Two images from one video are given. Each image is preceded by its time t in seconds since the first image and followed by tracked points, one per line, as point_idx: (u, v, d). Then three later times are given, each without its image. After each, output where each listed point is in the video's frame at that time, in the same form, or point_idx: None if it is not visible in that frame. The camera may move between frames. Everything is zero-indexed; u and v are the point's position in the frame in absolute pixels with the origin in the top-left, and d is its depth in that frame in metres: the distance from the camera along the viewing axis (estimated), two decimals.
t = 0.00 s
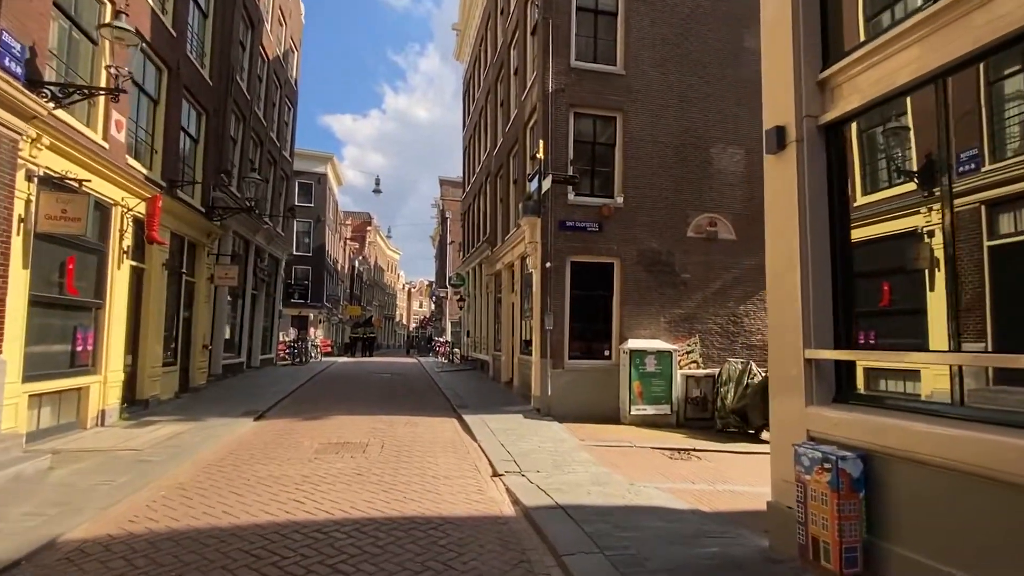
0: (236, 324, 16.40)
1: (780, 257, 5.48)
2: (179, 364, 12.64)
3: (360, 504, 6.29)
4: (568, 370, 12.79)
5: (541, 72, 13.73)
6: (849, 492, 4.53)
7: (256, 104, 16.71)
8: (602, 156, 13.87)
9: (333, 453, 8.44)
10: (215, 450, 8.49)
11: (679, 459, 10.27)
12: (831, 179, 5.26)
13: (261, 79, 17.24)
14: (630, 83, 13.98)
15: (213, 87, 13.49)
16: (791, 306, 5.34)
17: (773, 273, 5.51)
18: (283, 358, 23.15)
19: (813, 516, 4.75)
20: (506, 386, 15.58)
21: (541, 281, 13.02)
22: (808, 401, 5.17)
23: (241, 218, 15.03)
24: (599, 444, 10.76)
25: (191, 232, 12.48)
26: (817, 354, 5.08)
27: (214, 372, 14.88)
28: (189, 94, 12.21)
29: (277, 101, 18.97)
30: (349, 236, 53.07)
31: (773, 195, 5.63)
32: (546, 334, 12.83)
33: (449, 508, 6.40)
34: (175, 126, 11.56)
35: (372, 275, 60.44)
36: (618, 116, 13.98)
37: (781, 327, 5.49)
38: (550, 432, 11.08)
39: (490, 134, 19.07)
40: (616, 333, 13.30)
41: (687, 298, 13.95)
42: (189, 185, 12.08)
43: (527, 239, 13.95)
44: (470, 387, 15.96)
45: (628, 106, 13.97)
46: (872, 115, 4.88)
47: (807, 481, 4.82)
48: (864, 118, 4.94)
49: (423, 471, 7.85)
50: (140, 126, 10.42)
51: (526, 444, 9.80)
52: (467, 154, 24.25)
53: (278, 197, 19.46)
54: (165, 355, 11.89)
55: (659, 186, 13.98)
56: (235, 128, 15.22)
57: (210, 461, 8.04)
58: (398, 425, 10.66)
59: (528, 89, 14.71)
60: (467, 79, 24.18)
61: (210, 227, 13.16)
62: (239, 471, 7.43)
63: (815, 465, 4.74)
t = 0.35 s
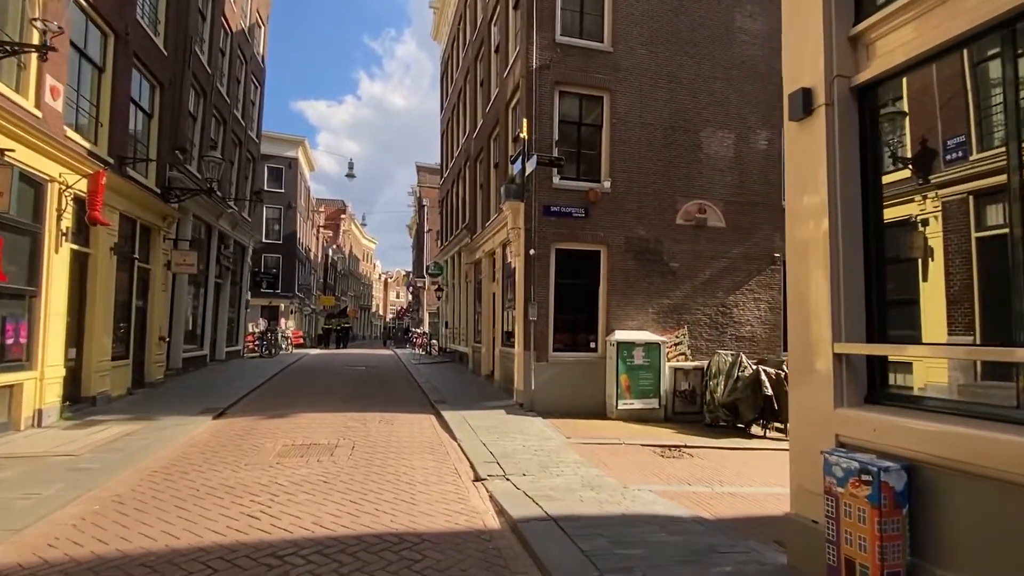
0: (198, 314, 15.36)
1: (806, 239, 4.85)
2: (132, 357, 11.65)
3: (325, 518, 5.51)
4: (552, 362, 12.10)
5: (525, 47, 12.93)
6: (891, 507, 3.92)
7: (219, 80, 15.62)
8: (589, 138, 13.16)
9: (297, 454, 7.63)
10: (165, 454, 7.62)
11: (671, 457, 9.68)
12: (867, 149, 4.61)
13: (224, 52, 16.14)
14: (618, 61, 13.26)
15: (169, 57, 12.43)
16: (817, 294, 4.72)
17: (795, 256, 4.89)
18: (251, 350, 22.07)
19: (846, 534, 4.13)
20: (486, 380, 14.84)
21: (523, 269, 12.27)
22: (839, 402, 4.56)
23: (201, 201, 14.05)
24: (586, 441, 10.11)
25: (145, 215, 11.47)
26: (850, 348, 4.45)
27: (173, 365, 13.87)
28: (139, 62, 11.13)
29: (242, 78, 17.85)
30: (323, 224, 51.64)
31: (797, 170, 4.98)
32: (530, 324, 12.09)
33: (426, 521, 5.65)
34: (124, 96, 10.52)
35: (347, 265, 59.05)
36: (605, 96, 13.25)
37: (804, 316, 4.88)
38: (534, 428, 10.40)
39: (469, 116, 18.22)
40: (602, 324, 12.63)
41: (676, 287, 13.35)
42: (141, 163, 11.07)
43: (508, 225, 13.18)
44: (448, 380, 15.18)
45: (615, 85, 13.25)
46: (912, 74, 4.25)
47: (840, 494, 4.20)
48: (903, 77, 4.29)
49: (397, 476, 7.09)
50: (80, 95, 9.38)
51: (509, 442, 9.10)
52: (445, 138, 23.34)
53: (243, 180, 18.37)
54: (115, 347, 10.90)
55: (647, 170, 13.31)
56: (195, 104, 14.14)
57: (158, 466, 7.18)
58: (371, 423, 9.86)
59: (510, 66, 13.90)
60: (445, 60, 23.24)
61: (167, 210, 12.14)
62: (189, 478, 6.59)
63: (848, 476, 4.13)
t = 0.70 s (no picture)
0: (150, 304, 14.27)
1: (836, 217, 4.26)
2: (72, 349, 10.59)
3: (283, 537, 4.72)
4: (532, 355, 11.42)
5: (504, 19, 12.14)
6: (951, 526, 3.31)
7: (173, 51, 14.49)
8: (571, 119, 12.48)
9: (254, 458, 6.80)
10: (101, 459, 6.72)
11: (661, 455, 9.11)
12: (907, 113, 4.03)
13: (178, 22, 14.99)
14: (602, 37, 12.57)
15: (113, 21, 11.32)
16: (853, 280, 4.12)
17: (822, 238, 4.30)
18: (212, 342, 20.92)
19: (894, 556, 3.53)
20: (461, 373, 14.10)
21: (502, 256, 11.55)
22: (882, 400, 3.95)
23: (152, 181, 13.00)
24: (571, 437, 9.45)
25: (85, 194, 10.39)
26: (895, 338, 3.85)
27: (122, 359, 12.80)
28: (76, 24, 10.04)
29: (199, 51, 16.68)
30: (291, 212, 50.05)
31: (823, 139, 4.39)
32: (509, 315, 11.39)
33: (402, 538, 4.90)
34: (59, 61, 9.45)
35: (316, 255, 57.47)
36: (589, 74, 12.56)
37: (833, 305, 4.30)
38: (515, 424, 9.72)
39: (443, 96, 17.35)
40: (585, 314, 11.99)
41: (662, 276, 12.77)
42: (80, 136, 10.02)
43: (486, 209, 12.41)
44: (422, 374, 14.39)
45: (600, 63, 12.55)
46: (954, 29, 3.76)
47: (885, 508, 3.61)
48: (948, 29, 3.77)
49: (368, 482, 6.32)
50: (5, 55, 8.30)
51: (490, 440, 8.40)
52: (418, 122, 22.41)
53: (202, 161, 17.23)
54: (52, 339, 9.86)
55: (632, 153, 12.69)
56: (144, 75, 13.03)
57: (90, 473, 6.29)
58: (338, 421, 9.05)
59: (488, 41, 13.10)
60: (418, 40, 22.28)
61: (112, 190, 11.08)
62: (125, 489, 5.71)
63: (895, 488, 3.54)
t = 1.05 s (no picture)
0: (94, 296, 13.14)
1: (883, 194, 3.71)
2: None
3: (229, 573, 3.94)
4: (512, 350, 10.76)
5: None
6: None
7: (118, 20, 13.32)
8: (553, 101, 11.81)
9: (205, 469, 5.98)
10: (22, 473, 5.81)
11: (651, 457, 8.56)
12: (963, 76, 3.53)
13: None
14: (585, 16, 11.92)
15: None
16: (903, 269, 3.59)
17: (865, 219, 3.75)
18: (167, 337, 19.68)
19: None
20: (434, 370, 13.34)
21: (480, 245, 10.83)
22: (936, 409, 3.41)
23: (94, 161, 11.88)
24: (555, 438, 8.84)
25: (14, 171, 9.32)
26: (955, 335, 3.31)
27: (61, 356, 11.69)
28: None
29: (149, 23, 15.46)
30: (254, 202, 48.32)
31: (864, 109, 3.86)
32: (487, 308, 10.69)
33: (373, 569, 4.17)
34: None
35: (280, 246, 55.72)
36: (571, 55, 11.91)
37: (878, 298, 3.75)
38: (494, 424, 9.06)
39: (415, 78, 16.49)
40: (566, 308, 11.38)
41: (646, 268, 12.23)
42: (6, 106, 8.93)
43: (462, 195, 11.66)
44: (393, 370, 13.62)
45: (582, 43, 11.90)
46: None
47: (951, 538, 3.07)
48: None
49: (335, 497, 5.57)
50: None
51: (469, 443, 7.73)
52: (387, 107, 21.47)
53: (153, 142, 16.03)
54: None
55: (616, 139, 12.09)
56: (84, 44, 11.89)
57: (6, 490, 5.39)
58: (301, 423, 8.24)
59: (463, 17, 12.32)
60: (388, 20, 21.30)
61: (46, 168, 9.99)
62: (44, 511, 4.84)
63: (966, 514, 3.01)
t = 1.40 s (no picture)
0: (29, 289, 12.02)
1: (920, 189, 3.37)
2: None
3: None
4: (489, 349, 10.12)
5: None
6: None
7: None
8: (532, 85, 11.19)
9: (143, 490, 5.21)
10: None
11: (640, 462, 8.04)
12: None
13: None
14: None
15: None
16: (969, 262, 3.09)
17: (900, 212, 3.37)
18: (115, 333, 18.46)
19: None
20: (404, 369, 12.63)
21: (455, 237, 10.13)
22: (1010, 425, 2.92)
23: (24, 141, 10.77)
24: (537, 442, 8.25)
25: None
26: None
27: None
28: None
29: None
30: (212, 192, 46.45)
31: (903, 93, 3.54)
32: (463, 303, 10.02)
33: None
34: None
35: (240, 238, 53.81)
36: (550, 37, 11.29)
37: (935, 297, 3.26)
38: (472, 428, 8.42)
39: (384, 61, 15.63)
40: (546, 303, 10.80)
41: (628, 262, 11.72)
42: None
43: (435, 183, 10.93)
44: (361, 369, 12.86)
45: (563, 24, 11.28)
46: None
47: None
48: None
49: (296, 520, 4.87)
50: None
51: (446, 451, 7.07)
52: (354, 92, 20.53)
53: (95, 124, 14.84)
54: None
55: (598, 127, 11.54)
56: (12, 12, 10.74)
57: None
58: (259, 430, 7.46)
59: None
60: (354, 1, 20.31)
61: None
62: None
63: None
